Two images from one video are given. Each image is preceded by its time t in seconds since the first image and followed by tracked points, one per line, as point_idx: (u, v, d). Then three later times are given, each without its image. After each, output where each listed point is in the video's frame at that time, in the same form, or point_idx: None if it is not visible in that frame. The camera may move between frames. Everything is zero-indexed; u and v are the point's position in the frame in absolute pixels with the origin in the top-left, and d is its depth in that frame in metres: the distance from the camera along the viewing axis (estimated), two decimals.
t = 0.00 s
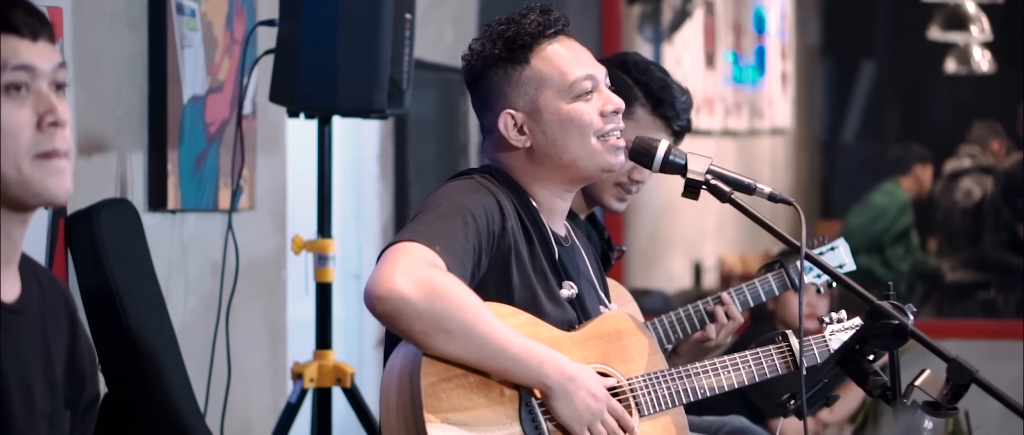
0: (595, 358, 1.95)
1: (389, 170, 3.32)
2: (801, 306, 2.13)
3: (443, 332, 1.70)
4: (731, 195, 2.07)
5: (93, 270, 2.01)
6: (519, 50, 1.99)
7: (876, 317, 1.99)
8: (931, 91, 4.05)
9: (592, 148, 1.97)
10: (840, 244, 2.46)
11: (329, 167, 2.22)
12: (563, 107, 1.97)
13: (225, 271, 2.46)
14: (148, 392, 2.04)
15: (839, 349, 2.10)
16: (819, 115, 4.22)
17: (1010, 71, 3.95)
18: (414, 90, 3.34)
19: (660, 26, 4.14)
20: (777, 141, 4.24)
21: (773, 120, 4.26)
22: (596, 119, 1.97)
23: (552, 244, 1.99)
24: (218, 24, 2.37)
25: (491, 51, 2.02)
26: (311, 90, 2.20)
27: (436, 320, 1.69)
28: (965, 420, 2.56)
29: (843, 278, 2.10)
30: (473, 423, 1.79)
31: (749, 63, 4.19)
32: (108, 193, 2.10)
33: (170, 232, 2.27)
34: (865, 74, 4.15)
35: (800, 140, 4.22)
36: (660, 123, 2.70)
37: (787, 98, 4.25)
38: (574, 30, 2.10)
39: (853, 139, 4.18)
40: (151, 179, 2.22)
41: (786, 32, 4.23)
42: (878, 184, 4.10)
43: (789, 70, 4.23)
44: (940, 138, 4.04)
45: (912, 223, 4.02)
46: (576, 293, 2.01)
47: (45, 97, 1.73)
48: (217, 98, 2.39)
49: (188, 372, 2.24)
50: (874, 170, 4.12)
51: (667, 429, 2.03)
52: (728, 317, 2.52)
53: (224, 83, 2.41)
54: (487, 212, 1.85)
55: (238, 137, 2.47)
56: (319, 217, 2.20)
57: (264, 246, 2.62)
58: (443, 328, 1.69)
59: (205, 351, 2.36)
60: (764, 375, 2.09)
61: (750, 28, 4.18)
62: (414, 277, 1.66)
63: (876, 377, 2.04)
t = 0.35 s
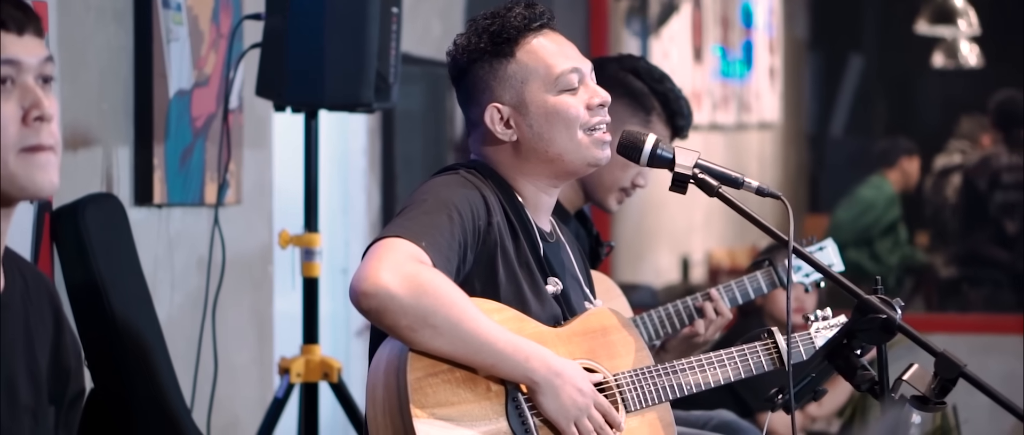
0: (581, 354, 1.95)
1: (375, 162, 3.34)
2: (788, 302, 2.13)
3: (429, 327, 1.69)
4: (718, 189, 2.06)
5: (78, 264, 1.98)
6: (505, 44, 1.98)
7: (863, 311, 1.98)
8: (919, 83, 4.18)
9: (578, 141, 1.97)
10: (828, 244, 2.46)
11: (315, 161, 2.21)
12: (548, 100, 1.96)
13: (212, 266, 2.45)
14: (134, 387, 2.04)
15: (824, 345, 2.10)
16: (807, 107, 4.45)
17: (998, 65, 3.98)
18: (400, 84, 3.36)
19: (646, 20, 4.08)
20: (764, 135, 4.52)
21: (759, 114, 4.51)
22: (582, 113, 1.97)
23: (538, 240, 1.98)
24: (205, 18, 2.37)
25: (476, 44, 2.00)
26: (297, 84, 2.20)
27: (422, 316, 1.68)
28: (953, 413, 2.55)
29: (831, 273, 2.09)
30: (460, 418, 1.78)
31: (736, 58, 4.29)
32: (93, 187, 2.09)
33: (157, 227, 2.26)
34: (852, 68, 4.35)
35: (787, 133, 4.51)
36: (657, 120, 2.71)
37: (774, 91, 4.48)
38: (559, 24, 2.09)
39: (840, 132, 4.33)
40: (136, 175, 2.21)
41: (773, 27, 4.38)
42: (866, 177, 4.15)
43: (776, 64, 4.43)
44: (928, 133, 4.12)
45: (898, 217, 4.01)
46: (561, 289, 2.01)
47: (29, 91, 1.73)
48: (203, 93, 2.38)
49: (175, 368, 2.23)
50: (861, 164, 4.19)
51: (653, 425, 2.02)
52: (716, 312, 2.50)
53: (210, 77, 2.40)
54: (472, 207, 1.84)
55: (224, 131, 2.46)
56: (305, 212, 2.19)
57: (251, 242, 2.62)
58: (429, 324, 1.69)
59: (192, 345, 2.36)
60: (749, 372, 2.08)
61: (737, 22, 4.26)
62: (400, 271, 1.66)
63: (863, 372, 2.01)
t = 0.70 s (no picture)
0: (565, 347, 1.90)
1: (359, 157, 3.34)
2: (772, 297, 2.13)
3: (413, 322, 1.60)
4: (704, 183, 2.02)
5: (62, 256, 1.97)
6: (491, 36, 1.92)
7: (848, 305, 1.92)
8: (903, 76, 4.15)
9: (566, 134, 1.90)
10: (819, 248, 2.51)
11: (301, 154, 2.21)
12: (535, 92, 1.89)
13: (197, 260, 2.45)
14: (121, 382, 2.03)
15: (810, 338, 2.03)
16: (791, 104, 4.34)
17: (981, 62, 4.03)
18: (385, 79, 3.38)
19: (633, 14, 4.32)
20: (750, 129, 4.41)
21: (745, 108, 4.41)
22: (569, 105, 1.91)
23: (522, 232, 1.92)
24: (189, 11, 2.37)
25: (461, 35, 1.94)
26: (283, 79, 2.20)
27: (407, 310, 1.58)
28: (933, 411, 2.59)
29: (816, 265, 2.06)
30: (444, 413, 1.67)
31: (721, 51, 4.35)
32: (78, 180, 2.09)
33: (141, 220, 2.26)
34: (836, 65, 4.25)
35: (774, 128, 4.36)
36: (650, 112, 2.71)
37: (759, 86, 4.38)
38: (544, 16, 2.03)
39: (824, 127, 4.27)
40: (121, 169, 2.21)
41: (759, 21, 4.35)
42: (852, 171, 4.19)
43: (761, 59, 4.36)
44: (913, 128, 4.13)
45: (885, 211, 4.08)
46: (546, 282, 1.95)
47: (11, 84, 1.76)
48: (187, 86, 2.38)
49: (159, 361, 2.23)
50: (847, 156, 4.21)
51: (639, 418, 1.97)
52: (706, 310, 2.51)
53: (194, 71, 2.40)
54: (456, 200, 1.76)
55: (209, 125, 2.46)
56: (290, 204, 2.19)
57: (237, 237, 2.62)
58: (413, 318, 1.59)
59: (176, 339, 2.36)
60: (735, 365, 2.05)
61: (722, 16, 4.34)
62: (384, 266, 1.56)
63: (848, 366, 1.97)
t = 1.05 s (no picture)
0: (561, 345, 1.89)
1: (354, 153, 3.35)
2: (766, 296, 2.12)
3: (409, 319, 1.59)
4: (699, 180, 2.01)
5: (55, 249, 1.96)
6: (491, 31, 1.91)
7: (843, 302, 1.91)
8: (897, 76, 4.17)
9: (561, 132, 1.91)
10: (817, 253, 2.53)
11: (294, 148, 2.21)
12: (532, 89, 1.89)
13: (190, 256, 2.45)
14: (113, 378, 2.03)
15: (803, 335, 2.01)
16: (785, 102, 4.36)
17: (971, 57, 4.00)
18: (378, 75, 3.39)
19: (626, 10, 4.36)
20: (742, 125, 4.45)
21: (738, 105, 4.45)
22: (566, 104, 1.91)
23: (516, 230, 1.91)
24: (183, 7, 2.37)
25: (460, 30, 1.92)
26: (277, 73, 2.20)
27: (403, 308, 1.58)
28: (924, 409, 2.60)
29: (811, 262, 2.04)
30: (440, 410, 1.67)
31: (713, 47, 4.37)
32: (72, 175, 2.08)
33: (135, 215, 2.26)
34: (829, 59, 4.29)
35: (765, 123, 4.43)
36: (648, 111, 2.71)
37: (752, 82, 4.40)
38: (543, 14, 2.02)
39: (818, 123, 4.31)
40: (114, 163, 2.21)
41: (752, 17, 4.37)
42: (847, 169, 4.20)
43: (754, 55, 4.38)
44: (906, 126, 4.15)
45: (893, 208, 4.07)
46: (539, 279, 1.95)
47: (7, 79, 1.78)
48: (180, 81, 2.38)
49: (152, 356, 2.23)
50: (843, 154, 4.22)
51: (633, 416, 1.96)
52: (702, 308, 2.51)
53: (188, 66, 2.40)
54: (452, 197, 1.76)
55: (202, 120, 2.46)
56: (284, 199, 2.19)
57: (230, 232, 2.61)
58: (410, 315, 1.59)
59: (170, 333, 2.36)
60: (728, 362, 2.05)
61: (714, 12, 4.35)
62: (380, 263, 1.56)
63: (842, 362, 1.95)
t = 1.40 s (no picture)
0: (557, 348, 1.89)
1: (352, 155, 3.35)
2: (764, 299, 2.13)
3: (405, 323, 1.60)
4: (696, 183, 2.01)
5: (52, 249, 1.96)
6: (489, 32, 1.91)
7: (840, 304, 1.90)
8: (894, 76, 4.19)
9: (558, 135, 1.91)
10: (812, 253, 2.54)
11: (291, 149, 2.21)
12: (529, 92, 1.89)
13: (188, 257, 2.45)
14: (111, 378, 2.03)
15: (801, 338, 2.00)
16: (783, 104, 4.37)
17: (971, 59, 4.01)
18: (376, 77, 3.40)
19: (624, 12, 4.36)
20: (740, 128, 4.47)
21: (735, 107, 4.48)
22: (563, 106, 1.90)
23: (513, 232, 1.91)
24: (181, 8, 2.37)
25: (458, 31, 1.93)
26: (275, 74, 2.21)
27: (400, 311, 1.58)
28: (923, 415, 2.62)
29: (808, 264, 2.04)
30: (437, 413, 1.67)
31: (712, 50, 4.40)
32: (69, 176, 2.09)
33: (132, 216, 2.26)
34: (827, 62, 4.31)
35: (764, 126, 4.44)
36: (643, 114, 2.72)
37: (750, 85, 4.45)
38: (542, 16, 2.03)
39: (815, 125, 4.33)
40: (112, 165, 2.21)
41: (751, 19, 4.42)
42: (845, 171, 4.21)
43: (751, 57, 4.42)
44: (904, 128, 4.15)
45: (894, 210, 4.07)
46: (536, 282, 1.95)
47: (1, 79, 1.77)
48: (179, 82, 2.38)
49: (151, 358, 2.24)
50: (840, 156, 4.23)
51: (630, 418, 1.96)
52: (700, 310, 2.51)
53: (186, 67, 2.40)
54: (449, 200, 1.76)
55: (200, 121, 2.46)
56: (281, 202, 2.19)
57: (227, 233, 2.61)
58: (406, 319, 1.59)
59: (168, 335, 2.36)
60: (725, 365, 2.04)
61: (712, 15, 4.37)
62: (376, 266, 1.56)
63: (840, 365, 1.94)
